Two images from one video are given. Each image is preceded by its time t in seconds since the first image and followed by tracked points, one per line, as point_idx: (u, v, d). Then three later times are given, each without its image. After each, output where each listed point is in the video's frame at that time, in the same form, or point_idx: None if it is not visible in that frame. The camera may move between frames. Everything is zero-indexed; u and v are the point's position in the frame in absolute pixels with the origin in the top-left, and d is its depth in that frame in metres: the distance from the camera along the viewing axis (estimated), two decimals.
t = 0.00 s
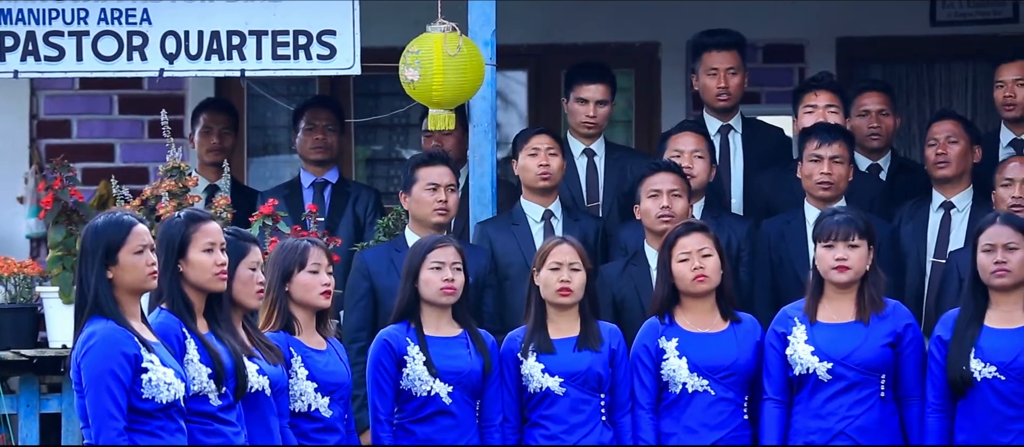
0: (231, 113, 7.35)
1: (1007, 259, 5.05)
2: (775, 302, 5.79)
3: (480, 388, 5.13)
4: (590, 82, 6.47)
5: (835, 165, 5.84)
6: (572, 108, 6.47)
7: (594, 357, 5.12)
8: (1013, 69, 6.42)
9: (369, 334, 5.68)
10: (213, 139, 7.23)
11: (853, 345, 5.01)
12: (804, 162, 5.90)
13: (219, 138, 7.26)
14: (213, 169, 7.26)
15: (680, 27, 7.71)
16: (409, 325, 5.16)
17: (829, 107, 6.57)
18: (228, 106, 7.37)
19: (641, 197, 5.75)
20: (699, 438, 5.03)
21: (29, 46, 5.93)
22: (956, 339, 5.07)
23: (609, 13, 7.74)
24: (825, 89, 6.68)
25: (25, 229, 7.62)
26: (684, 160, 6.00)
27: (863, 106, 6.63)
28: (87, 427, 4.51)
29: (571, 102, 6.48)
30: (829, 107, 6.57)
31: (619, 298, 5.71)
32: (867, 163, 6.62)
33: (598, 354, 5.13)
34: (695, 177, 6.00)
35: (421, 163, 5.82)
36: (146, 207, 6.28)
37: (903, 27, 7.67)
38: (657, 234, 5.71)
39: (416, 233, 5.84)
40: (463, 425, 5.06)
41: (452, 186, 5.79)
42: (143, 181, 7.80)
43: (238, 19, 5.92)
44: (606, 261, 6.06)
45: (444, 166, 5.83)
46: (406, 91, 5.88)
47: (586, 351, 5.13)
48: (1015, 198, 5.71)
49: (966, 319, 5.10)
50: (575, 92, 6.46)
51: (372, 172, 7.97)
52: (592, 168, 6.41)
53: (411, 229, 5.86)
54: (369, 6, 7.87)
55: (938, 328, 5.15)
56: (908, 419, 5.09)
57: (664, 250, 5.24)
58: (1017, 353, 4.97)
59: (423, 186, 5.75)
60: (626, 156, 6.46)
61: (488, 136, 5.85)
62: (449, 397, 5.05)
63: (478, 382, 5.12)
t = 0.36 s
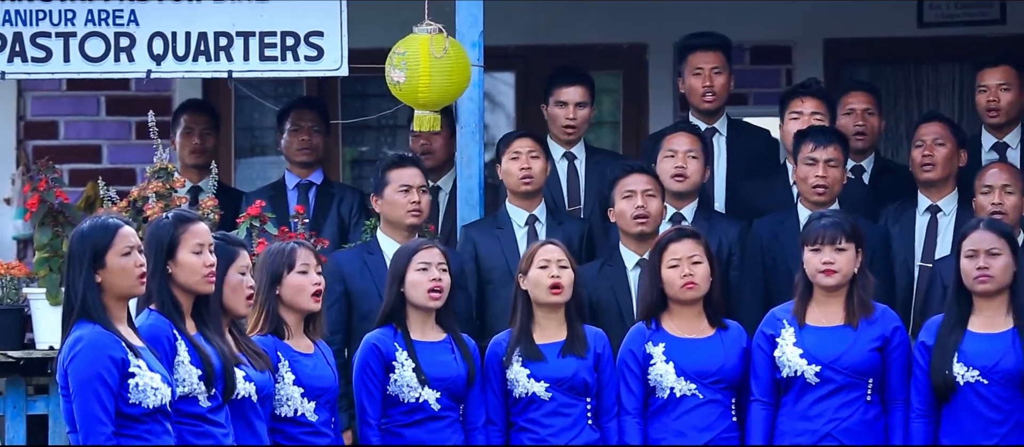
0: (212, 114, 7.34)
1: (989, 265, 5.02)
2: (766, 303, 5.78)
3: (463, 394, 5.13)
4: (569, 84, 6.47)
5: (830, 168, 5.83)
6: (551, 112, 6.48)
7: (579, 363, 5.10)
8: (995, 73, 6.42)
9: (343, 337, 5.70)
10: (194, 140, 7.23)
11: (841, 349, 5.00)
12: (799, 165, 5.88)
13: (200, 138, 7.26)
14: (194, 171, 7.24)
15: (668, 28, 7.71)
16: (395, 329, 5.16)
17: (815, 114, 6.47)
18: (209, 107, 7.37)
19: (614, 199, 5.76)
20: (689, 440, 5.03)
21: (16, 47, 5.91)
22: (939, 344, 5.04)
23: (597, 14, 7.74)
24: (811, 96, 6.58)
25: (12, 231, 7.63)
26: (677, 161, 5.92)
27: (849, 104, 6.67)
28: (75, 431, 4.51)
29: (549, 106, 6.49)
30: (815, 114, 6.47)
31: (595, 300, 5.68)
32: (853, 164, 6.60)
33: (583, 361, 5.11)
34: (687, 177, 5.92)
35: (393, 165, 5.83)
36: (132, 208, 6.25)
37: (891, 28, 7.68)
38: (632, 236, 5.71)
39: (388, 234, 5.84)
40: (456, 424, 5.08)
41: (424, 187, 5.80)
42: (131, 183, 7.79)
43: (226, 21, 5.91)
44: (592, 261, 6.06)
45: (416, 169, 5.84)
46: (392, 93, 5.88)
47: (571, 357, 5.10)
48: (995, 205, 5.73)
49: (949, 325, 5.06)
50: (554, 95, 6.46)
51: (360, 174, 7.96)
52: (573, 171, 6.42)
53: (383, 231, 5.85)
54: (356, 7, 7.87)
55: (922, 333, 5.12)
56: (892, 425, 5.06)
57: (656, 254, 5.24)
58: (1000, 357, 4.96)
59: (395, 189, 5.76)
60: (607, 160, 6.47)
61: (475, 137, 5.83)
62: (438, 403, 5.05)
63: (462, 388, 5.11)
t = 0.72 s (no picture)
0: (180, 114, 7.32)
1: (958, 265, 4.97)
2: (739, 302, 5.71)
3: (438, 388, 5.14)
4: (536, 79, 6.46)
5: (804, 167, 5.81)
6: (520, 106, 6.46)
7: (554, 362, 5.09)
8: (984, 72, 6.44)
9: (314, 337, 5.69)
10: (164, 140, 7.21)
11: (814, 349, 5.00)
12: (773, 165, 5.86)
13: (170, 138, 7.25)
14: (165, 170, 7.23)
15: (650, 29, 7.70)
16: (369, 324, 5.14)
17: (787, 114, 6.41)
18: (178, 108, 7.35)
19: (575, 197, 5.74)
20: (665, 440, 5.02)
21: None
22: (908, 346, 4.99)
23: (579, 15, 7.75)
24: (783, 96, 6.53)
25: None
26: (649, 160, 5.90)
27: (820, 103, 6.65)
28: (52, 429, 4.50)
29: (517, 100, 6.47)
30: (787, 114, 6.42)
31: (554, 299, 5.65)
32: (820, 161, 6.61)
33: (559, 359, 5.10)
34: (660, 177, 5.89)
35: (361, 168, 5.83)
36: (113, 209, 6.20)
37: (872, 29, 7.69)
38: (590, 233, 5.69)
39: (356, 235, 5.84)
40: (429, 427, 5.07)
41: (393, 189, 5.82)
42: (112, 183, 7.77)
43: (207, 22, 5.89)
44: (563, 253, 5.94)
45: (385, 170, 5.84)
46: (365, 91, 5.86)
47: (546, 356, 5.09)
48: (966, 206, 5.68)
49: (917, 325, 5.03)
50: (522, 89, 6.45)
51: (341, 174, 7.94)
52: (542, 165, 6.45)
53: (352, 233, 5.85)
54: (338, 8, 7.86)
55: (889, 337, 5.08)
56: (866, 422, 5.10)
57: (634, 255, 5.25)
58: (969, 357, 4.92)
59: (364, 191, 5.77)
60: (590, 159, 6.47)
61: (456, 138, 5.87)
62: (409, 398, 5.05)
63: (437, 382, 5.12)
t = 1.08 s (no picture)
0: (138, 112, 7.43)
1: (915, 259, 4.99)
2: (694, 302, 5.72)
3: (398, 388, 5.09)
4: (499, 77, 6.45)
5: (751, 165, 5.82)
6: (481, 105, 6.43)
7: (514, 361, 5.11)
8: (942, 71, 6.46)
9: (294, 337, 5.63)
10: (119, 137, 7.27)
11: (764, 347, 5.00)
12: (721, 164, 5.88)
13: (126, 136, 7.31)
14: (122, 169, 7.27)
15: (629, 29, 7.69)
16: (325, 327, 5.13)
17: (740, 110, 6.40)
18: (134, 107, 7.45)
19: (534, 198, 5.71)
20: (622, 440, 5.01)
21: None
22: (865, 339, 5.00)
23: (558, 15, 7.74)
24: (735, 92, 6.52)
25: None
26: (598, 160, 5.89)
27: (773, 103, 6.59)
28: (25, 429, 4.47)
29: (480, 99, 6.44)
30: (741, 110, 6.40)
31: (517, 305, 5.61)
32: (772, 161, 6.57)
33: (519, 359, 5.13)
34: (609, 176, 5.88)
35: (335, 169, 5.83)
36: (92, 210, 6.14)
37: (850, 29, 7.69)
38: (550, 233, 5.68)
39: (330, 237, 5.83)
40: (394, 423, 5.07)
41: (366, 190, 5.81)
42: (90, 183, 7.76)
43: (186, 22, 5.87)
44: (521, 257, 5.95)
45: (359, 171, 5.85)
46: (342, 91, 5.84)
47: (506, 354, 5.12)
48: (924, 200, 5.69)
49: (874, 320, 5.03)
50: (484, 87, 6.43)
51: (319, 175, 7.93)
52: (504, 170, 6.41)
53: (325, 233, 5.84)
54: (315, 9, 7.84)
55: (847, 330, 5.08)
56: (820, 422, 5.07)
57: (594, 251, 5.23)
58: (926, 352, 4.92)
59: (337, 192, 5.76)
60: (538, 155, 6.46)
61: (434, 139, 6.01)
62: (365, 398, 5.02)
63: (396, 382, 5.07)
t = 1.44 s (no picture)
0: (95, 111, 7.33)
1: (884, 262, 5.01)
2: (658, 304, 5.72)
3: (361, 391, 5.10)
4: (462, 79, 6.44)
5: (710, 165, 5.82)
6: (445, 107, 6.43)
7: (479, 366, 5.11)
8: (888, 75, 6.45)
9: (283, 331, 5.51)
10: (82, 137, 7.20)
11: (731, 349, 5.00)
12: (680, 165, 5.88)
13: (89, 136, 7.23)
14: (82, 169, 7.22)
15: (611, 29, 7.69)
16: (291, 328, 5.12)
17: (697, 114, 6.43)
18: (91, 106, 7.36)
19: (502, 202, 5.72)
20: (582, 441, 5.02)
21: None
22: (835, 344, 5.00)
23: (540, 14, 7.73)
24: (691, 96, 6.54)
25: None
26: (555, 163, 5.95)
27: (734, 105, 6.57)
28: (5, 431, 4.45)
29: (444, 103, 6.44)
30: (697, 114, 6.43)
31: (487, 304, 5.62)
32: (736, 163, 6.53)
33: (483, 363, 5.12)
34: (567, 179, 5.96)
35: (319, 168, 5.80)
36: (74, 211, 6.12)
37: (834, 29, 7.68)
38: (520, 238, 5.67)
39: (311, 236, 5.81)
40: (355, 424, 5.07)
41: (351, 190, 5.80)
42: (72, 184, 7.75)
43: (168, 22, 5.87)
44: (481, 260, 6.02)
45: (343, 171, 5.83)
46: (330, 92, 5.85)
47: (471, 359, 5.11)
48: (881, 204, 5.71)
49: (845, 323, 5.03)
50: (448, 90, 6.42)
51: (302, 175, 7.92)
52: (472, 172, 6.41)
53: (308, 233, 5.83)
54: (297, 9, 7.83)
55: (817, 331, 5.08)
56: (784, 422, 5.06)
57: (544, 254, 5.22)
58: (897, 358, 4.93)
59: (322, 192, 5.75)
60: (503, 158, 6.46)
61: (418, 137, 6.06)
62: (336, 398, 5.03)
63: (361, 385, 5.09)
